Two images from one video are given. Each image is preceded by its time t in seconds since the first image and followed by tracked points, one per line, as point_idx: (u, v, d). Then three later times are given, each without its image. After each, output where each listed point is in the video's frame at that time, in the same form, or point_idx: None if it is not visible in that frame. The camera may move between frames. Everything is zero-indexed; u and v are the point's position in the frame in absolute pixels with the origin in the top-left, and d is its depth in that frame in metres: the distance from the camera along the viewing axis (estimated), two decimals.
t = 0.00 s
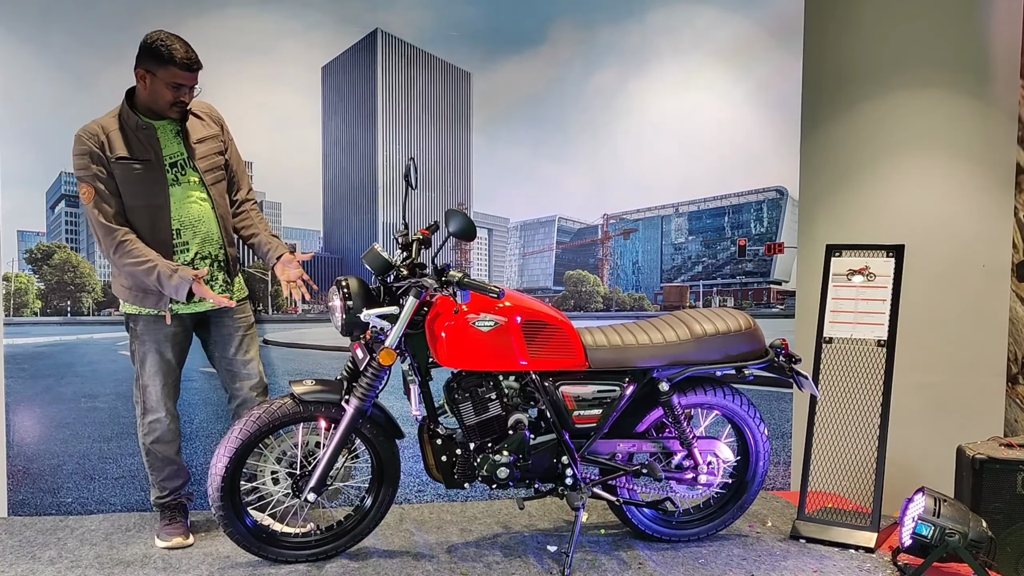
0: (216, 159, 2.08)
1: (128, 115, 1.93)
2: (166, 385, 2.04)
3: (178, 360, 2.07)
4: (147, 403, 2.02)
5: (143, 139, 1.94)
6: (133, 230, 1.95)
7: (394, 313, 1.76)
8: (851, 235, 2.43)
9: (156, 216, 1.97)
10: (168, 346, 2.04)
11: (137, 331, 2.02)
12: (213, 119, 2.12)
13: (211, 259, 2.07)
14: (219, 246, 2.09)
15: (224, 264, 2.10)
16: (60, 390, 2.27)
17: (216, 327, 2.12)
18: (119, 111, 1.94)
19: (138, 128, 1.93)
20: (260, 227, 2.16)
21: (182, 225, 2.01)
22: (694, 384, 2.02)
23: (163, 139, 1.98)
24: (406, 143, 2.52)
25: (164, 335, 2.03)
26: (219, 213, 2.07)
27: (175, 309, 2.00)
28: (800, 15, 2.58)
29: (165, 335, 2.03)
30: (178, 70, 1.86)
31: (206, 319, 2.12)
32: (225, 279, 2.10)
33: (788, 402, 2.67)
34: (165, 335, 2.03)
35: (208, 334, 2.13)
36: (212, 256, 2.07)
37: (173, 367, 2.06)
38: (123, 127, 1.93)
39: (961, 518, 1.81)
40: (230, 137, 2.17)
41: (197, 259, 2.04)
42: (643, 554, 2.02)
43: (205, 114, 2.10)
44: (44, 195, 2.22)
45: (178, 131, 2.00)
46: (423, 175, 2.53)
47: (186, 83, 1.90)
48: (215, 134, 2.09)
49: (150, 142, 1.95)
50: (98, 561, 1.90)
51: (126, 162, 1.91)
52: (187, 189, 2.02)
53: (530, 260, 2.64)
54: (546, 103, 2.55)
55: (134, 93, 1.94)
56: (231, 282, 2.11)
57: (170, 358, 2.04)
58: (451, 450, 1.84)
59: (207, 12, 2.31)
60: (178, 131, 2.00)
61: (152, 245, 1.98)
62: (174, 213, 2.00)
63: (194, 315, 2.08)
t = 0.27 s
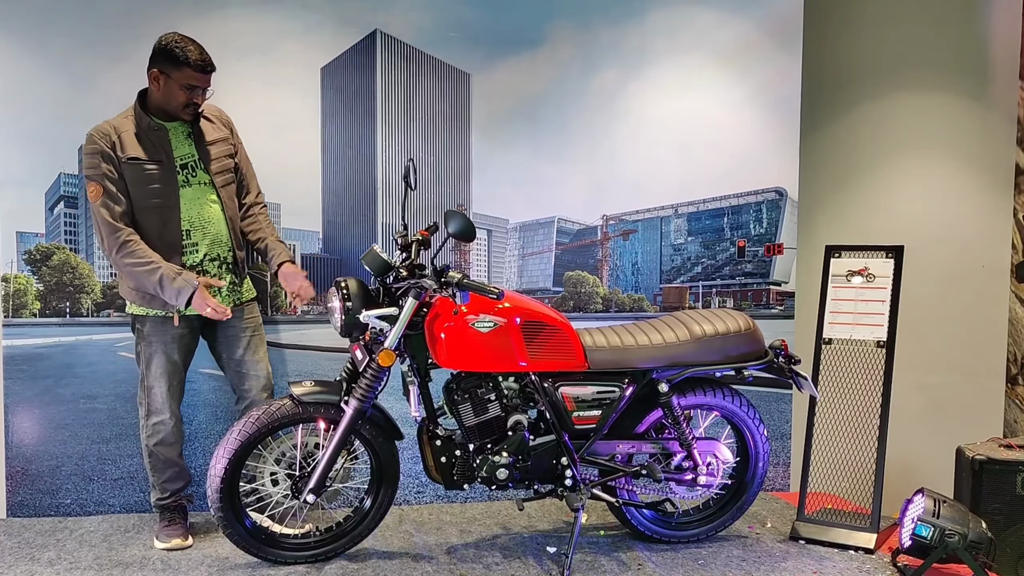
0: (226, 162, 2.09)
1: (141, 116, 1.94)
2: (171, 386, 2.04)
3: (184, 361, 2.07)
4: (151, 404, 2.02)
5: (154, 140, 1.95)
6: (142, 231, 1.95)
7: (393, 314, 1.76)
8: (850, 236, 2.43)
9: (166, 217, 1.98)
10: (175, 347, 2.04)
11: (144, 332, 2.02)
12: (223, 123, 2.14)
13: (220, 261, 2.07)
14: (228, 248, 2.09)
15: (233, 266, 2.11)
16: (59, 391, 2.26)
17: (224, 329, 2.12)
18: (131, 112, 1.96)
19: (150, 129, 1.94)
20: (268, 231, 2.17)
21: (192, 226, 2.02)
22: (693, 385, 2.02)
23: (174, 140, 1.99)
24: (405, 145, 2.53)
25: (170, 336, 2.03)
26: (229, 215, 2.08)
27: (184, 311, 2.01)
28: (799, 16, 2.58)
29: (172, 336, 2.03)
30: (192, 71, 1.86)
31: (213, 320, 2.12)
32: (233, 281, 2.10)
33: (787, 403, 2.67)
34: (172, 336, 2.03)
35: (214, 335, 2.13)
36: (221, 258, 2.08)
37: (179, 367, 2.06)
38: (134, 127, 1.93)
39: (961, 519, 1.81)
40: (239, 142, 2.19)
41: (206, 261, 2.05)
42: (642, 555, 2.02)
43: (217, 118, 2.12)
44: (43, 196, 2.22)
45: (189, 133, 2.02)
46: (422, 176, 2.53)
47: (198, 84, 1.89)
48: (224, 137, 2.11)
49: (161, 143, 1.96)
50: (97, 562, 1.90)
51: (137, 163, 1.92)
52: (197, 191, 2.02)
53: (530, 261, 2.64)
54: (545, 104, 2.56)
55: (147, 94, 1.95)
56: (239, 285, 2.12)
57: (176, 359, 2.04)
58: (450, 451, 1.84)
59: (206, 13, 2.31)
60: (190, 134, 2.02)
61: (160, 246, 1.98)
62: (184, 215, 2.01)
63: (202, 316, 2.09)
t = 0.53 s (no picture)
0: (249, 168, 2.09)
1: (168, 118, 1.95)
2: (178, 389, 2.04)
3: (193, 363, 2.08)
4: (158, 405, 2.02)
5: (176, 142, 1.95)
6: (158, 232, 1.96)
7: (391, 315, 1.76)
8: (848, 237, 2.44)
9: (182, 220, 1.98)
10: (185, 349, 2.04)
11: (155, 333, 2.02)
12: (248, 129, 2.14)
13: (236, 266, 2.06)
14: (245, 254, 2.08)
15: (249, 273, 2.09)
16: (58, 392, 2.26)
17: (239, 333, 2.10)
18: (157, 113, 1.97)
19: (174, 131, 1.95)
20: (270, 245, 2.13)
21: (208, 229, 2.02)
22: (692, 385, 2.01)
23: (197, 144, 1.99)
24: (404, 146, 2.53)
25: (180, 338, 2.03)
26: (247, 220, 2.08)
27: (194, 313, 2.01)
28: (798, 17, 2.58)
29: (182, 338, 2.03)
30: (220, 74, 1.86)
31: (227, 326, 2.11)
32: (249, 288, 2.09)
33: (786, 404, 2.67)
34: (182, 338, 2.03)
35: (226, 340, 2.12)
36: (236, 263, 2.06)
37: (188, 369, 2.06)
38: (157, 129, 1.94)
39: (959, 519, 1.81)
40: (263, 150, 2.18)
41: (220, 264, 2.04)
42: (641, 556, 2.02)
43: (244, 124, 2.13)
44: (41, 198, 2.22)
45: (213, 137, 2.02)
46: (421, 177, 2.53)
47: (227, 87, 1.90)
48: (250, 143, 2.10)
49: (183, 146, 1.96)
50: (95, 563, 1.90)
51: (155, 165, 1.91)
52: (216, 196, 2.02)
53: (529, 262, 2.65)
54: (544, 105, 2.56)
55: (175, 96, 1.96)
56: (256, 292, 2.11)
57: (186, 361, 2.05)
58: (449, 452, 1.84)
59: (205, 14, 2.31)
60: (214, 138, 2.02)
61: (173, 249, 1.98)
62: (201, 218, 2.01)
63: (216, 321, 2.08)
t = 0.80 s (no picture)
0: (296, 179, 2.09)
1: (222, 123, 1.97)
2: (204, 392, 1.99)
3: (222, 368, 2.03)
4: (181, 405, 1.98)
5: (227, 146, 1.95)
6: (200, 232, 1.95)
7: (389, 317, 1.75)
8: (847, 238, 2.44)
9: (224, 222, 1.96)
10: (216, 352, 2.00)
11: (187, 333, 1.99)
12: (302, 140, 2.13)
13: (273, 272, 2.05)
14: (283, 261, 2.07)
15: (286, 280, 2.09)
16: (55, 394, 2.26)
17: (273, 340, 2.09)
18: (212, 117, 1.98)
19: (225, 134, 1.96)
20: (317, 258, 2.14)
21: (249, 234, 2.00)
22: (689, 386, 2.01)
23: (248, 149, 1.99)
24: (402, 147, 2.52)
25: (212, 341, 1.99)
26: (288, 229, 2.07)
27: (228, 315, 1.99)
28: (795, 18, 2.58)
29: (213, 341, 1.99)
30: (272, 82, 1.90)
31: (259, 332, 2.09)
32: (284, 294, 2.08)
33: (784, 405, 2.66)
34: (214, 342, 1.99)
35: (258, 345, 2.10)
36: (274, 270, 2.05)
37: (216, 373, 2.01)
38: (210, 131, 1.95)
39: (958, 520, 1.81)
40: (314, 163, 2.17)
41: (258, 270, 2.03)
42: (639, 557, 2.02)
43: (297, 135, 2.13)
44: (38, 200, 2.22)
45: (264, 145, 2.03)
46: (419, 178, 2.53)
47: (278, 95, 1.92)
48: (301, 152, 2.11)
49: (233, 150, 1.96)
50: (92, 566, 1.89)
51: (203, 166, 1.91)
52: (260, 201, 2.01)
53: (526, 263, 2.65)
54: (542, 106, 2.56)
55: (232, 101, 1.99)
56: (291, 299, 2.10)
57: (216, 365, 2.00)
58: (447, 454, 1.83)
59: (202, 16, 2.31)
60: (264, 144, 2.02)
61: (214, 250, 1.97)
62: (244, 223, 1.99)
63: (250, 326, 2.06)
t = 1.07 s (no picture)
0: (342, 184, 2.06)
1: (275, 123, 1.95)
2: (236, 391, 1.96)
3: (257, 369, 2.00)
4: (213, 402, 1.96)
5: (277, 147, 1.93)
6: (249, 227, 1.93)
7: (387, 319, 1.75)
8: (843, 239, 2.43)
9: (271, 219, 1.94)
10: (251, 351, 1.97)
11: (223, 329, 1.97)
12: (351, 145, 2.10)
13: (311, 275, 2.03)
14: (321, 265, 2.05)
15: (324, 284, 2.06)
16: (51, 398, 2.26)
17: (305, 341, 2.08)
18: (265, 116, 1.96)
19: (276, 135, 1.94)
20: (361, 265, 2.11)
21: (290, 237, 1.98)
22: (686, 388, 2.01)
23: (296, 152, 1.98)
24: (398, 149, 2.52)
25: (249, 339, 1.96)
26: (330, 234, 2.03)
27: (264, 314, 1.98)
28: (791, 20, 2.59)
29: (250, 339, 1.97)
30: (318, 84, 1.81)
31: (293, 333, 2.07)
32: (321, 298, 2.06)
33: (782, 407, 2.70)
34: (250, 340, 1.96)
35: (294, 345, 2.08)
36: (311, 273, 2.03)
37: (251, 374, 1.98)
38: (262, 129, 1.93)
39: (955, 522, 1.81)
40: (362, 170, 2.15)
41: (296, 272, 2.01)
42: (637, 560, 2.02)
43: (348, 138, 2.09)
44: (35, 204, 2.22)
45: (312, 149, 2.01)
46: (415, 181, 2.53)
47: (325, 98, 1.83)
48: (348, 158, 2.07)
49: (283, 152, 1.94)
50: (89, 569, 1.89)
51: (253, 163, 1.88)
52: (303, 204, 1.99)
53: (524, 266, 2.65)
54: (539, 108, 2.56)
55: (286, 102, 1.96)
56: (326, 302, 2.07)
57: (251, 365, 1.97)
58: (445, 457, 1.83)
59: (198, 19, 2.31)
60: (312, 148, 2.01)
61: (259, 247, 1.94)
62: (287, 224, 1.97)
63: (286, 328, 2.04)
